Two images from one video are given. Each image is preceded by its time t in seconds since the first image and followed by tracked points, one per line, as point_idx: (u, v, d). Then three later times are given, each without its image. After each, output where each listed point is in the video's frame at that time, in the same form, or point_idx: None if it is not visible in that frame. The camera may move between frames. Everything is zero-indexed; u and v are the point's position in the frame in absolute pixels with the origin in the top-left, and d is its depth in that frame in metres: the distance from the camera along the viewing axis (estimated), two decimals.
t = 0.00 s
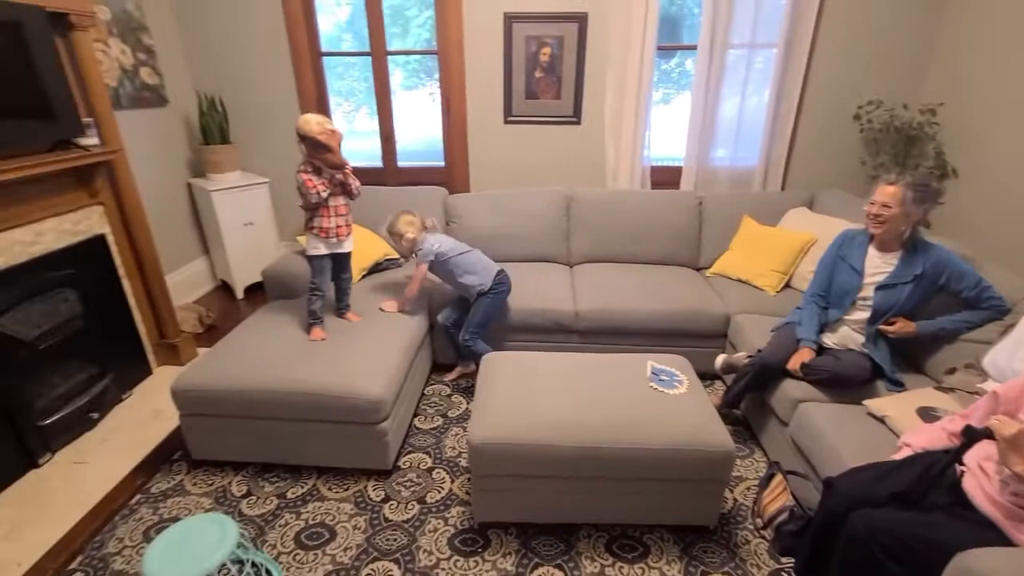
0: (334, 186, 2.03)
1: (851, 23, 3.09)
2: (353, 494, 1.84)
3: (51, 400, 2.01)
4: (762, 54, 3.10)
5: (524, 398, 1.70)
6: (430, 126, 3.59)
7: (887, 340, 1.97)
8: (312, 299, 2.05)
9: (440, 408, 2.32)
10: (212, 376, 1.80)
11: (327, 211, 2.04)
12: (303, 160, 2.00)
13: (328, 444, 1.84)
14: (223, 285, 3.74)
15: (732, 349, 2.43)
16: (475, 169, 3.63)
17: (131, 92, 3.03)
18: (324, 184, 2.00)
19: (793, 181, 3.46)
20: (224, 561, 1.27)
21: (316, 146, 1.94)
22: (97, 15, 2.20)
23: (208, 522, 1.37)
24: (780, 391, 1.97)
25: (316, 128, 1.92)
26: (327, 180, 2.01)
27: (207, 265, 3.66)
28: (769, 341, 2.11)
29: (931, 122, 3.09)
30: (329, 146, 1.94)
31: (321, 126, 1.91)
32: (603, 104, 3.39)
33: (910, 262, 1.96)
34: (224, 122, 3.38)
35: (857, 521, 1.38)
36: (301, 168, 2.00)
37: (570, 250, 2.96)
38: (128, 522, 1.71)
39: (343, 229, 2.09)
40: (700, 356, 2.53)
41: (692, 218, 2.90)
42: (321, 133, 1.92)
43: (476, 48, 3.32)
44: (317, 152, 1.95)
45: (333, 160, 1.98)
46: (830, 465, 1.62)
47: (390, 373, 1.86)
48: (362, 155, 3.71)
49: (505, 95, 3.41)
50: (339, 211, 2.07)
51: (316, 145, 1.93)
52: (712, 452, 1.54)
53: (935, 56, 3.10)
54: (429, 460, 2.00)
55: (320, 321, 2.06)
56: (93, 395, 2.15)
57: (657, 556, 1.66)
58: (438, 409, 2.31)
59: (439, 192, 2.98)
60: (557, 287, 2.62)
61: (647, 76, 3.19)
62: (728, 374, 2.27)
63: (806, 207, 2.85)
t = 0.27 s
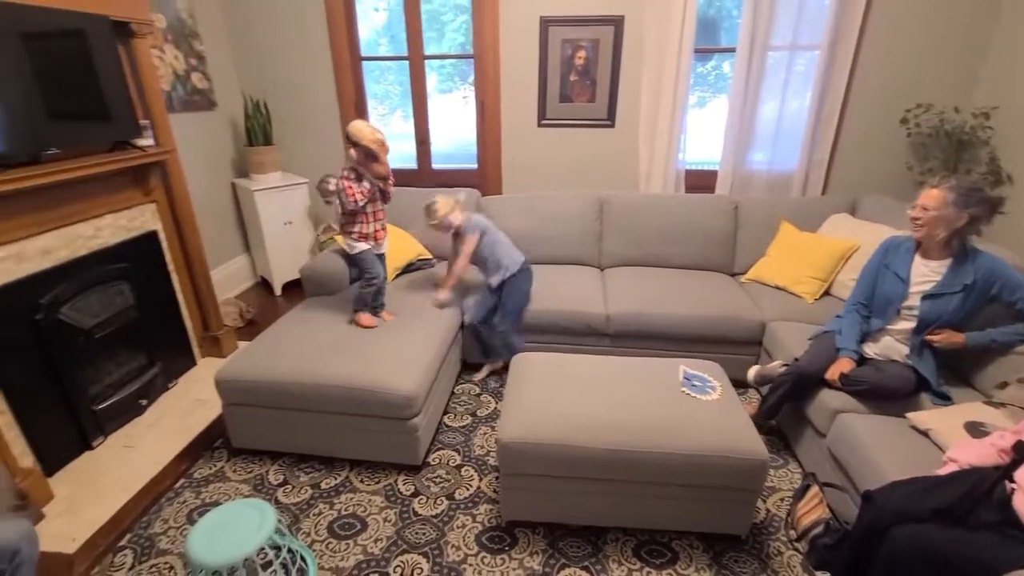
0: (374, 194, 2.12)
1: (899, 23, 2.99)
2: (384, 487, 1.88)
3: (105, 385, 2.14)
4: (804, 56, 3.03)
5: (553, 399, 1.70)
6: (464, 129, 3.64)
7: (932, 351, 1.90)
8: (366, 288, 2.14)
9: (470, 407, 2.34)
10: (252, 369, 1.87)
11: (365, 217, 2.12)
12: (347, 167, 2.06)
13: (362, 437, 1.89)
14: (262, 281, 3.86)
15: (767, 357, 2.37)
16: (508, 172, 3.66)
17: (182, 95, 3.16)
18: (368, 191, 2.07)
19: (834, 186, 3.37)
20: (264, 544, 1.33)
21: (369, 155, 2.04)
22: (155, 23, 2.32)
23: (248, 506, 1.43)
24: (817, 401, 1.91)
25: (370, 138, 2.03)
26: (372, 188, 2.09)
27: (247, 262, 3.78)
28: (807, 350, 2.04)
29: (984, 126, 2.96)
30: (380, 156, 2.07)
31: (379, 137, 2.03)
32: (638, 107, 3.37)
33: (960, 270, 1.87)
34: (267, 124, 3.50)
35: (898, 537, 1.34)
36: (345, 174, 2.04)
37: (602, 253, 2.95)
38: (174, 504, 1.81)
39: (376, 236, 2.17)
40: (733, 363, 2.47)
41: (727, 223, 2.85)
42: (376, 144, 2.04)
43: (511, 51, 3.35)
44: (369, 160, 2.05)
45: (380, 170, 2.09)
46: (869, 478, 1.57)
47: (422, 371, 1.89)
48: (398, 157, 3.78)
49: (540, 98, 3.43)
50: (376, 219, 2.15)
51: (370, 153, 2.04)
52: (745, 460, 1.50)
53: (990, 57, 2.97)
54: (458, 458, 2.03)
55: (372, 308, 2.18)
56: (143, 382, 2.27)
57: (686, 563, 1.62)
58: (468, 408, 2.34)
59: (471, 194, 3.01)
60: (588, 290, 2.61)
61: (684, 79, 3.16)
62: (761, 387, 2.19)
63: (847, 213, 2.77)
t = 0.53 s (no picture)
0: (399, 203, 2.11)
1: (931, 28, 2.93)
2: (401, 483, 1.91)
3: (133, 375, 2.19)
4: (832, 61, 2.98)
5: (570, 401, 1.70)
6: (486, 132, 3.66)
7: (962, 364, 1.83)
8: (392, 294, 2.13)
9: (486, 407, 2.35)
10: (276, 365, 1.92)
11: (387, 225, 2.09)
12: (378, 172, 2.03)
13: (380, 434, 1.92)
14: (285, 279, 3.93)
15: (789, 366, 2.33)
16: (529, 174, 3.67)
17: (213, 96, 3.25)
18: (394, 200, 2.06)
19: (862, 193, 3.31)
20: (284, 535, 1.37)
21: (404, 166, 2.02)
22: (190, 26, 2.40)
23: (270, 498, 1.46)
24: (840, 412, 1.86)
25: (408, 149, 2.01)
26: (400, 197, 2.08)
27: (271, 259, 3.85)
28: (830, 359, 1.99)
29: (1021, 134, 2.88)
30: (415, 169, 2.04)
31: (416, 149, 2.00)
32: (661, 112, 3.36)
33: (993, 281, 1.81)
34: (294, 125, 3.57)
35: (924, 551, 1.30)
36: (375, 179, 2.01)
37: (622, 258, 2.94)
38: (197, 494, 1.86)
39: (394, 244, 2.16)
40: (754, 371, 2.44)
41: (750, 229, 2.81)
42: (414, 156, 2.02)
43: (535, 55, 3.37)
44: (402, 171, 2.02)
45: (411, 183, 2.06)
46: (893, 491, 1.54)
47: (440, 370, 1.91)
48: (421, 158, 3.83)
49: (562, 102, 3.44)
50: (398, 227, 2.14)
51: (406, 165, 2.01)
52: (766, 468, 1.48)
53: None
54: (474, 458, 2.04)
55: (397, 311, 2.18)
56: (172, 373, 2.34)
57: (703, 571, 1.59)
58: (484, 408, 2.35)
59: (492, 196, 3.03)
60: (608, 294, 2.60)
61: (708, 84, 3.14)
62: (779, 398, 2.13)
63: (875, 221, 2.71)
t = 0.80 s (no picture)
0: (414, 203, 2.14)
1: (956, 35, 2.88)
2: (412, 482, 1.92)
3: (152, 369, 2.22)
4: (853, 68, 2.94)
5: (583, 404, 1.69)
6: (503, 135, 3.68)
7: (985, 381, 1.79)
8: (398, 301, 2.13)
9: (498, 409, 2.36)
10: (292, 362, 1.94)
11: (408, 227, 2.12)
12: (402, 175, 2.04)
13: (393, 432, 1.93)
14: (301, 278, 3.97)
15: (805, 375, 2.30)
16: (545, 178, 3.67)
17: (236, 97, 3.30)
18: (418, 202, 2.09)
19: (882, 202, 3.26)
20: (296, 530, 1.38)
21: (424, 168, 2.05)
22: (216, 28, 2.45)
23: (283, 491, 1.48)
24: (857, 422, 1.82)
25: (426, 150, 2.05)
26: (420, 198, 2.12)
27: (288, 258, 3.90)
28: (847, 369, 1.96)
29: None
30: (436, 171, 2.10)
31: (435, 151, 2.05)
32: (679, 117, 3.35)
33: (1017, 293, 1.76)
34: (314, 126, 3.62)
35: (943, 566, 1.27)
36: (401, 182, 2.02)
37: (636, 263, 2.93)
38: (212, 486, 1.88)
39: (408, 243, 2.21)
40: (769, 379, 2.41)
41: (768, 236, 2.79)
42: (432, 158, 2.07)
43: (553, 59, 3.38)
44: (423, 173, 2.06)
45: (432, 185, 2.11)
46: (910, 504, 1.50)
47: (453, 371, 1.92)
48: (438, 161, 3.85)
49: (579, 106, 3.44)
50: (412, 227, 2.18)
51: (431, 168, 2.05)
52: (781, 477, 1.46)
53: None
54: (484, 459, 2.04)
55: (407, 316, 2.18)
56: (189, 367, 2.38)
57: None
58: (496, 410, 2.35)
59: (508, 198, 3.04)
60: (622, 298, 2.59)
61: (726, 90, 3.12)
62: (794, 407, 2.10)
63: (896, 230, 2.67)
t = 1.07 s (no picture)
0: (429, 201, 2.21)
1: (987, 38, 2.82)
2: (426, 480, 1.93)
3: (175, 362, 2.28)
4: (879, 72, 2.90)
5: (598, 406, 1.69)
6: (522, 137, 3.69)
7: (1014, 389, 1.69)
8: (418, 301, 2.14)
9: (513, 409, 2.36)
10: (311, 358, 1.97)
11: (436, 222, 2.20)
12: (432, 175, 2.09)
13: (408, 429, 1.95)
14: (319, 276, 4.02)
15: (825, 382, 2.27)
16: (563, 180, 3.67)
17: (261, 97, 3.37)
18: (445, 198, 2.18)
19: (907, 207, 3.20)
20: (314, 522, 1.41)
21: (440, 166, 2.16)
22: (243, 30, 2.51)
23: (303, 486, 1.51)
24: (879, 431, 1.78)
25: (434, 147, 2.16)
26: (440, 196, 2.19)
27: (307, 256, 3.95)
28: (869, 377, 1.92)
29: None
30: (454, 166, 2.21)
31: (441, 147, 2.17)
32: (699, 120, 3.33)
33: None
34: (335, 126, 3.67)
35: None
36: (435, 182, 2.08)
37: (654, 266, 2.91)
38: (232, 478, 1.92)
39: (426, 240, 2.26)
40: (788, 386, 2.37)
41: (788, 240, 2.75)
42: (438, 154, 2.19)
43: (572, 61, 3.38)
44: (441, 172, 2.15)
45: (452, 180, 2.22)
46: (932, 515, 1.46)
47: (469, 370, 1.93)
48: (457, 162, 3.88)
49: (598, 108, 3.44)
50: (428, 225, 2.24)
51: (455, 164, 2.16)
52: (799, 484, 1.43)
53: None
54: (499, 459, 2.05)
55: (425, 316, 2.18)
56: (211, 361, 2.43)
57: None
58: (510, 410, 2.36)
59: (526, 200, 3.05)
60: (639, 301, 2.58)
61: (748, 93, 3.09)
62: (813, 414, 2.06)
63: (921, 237, 2.62)
